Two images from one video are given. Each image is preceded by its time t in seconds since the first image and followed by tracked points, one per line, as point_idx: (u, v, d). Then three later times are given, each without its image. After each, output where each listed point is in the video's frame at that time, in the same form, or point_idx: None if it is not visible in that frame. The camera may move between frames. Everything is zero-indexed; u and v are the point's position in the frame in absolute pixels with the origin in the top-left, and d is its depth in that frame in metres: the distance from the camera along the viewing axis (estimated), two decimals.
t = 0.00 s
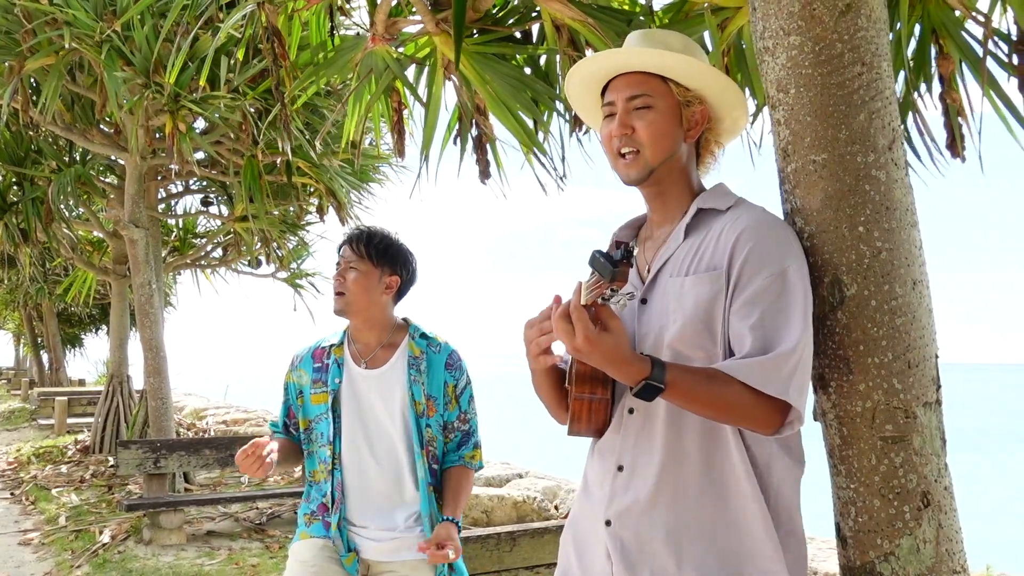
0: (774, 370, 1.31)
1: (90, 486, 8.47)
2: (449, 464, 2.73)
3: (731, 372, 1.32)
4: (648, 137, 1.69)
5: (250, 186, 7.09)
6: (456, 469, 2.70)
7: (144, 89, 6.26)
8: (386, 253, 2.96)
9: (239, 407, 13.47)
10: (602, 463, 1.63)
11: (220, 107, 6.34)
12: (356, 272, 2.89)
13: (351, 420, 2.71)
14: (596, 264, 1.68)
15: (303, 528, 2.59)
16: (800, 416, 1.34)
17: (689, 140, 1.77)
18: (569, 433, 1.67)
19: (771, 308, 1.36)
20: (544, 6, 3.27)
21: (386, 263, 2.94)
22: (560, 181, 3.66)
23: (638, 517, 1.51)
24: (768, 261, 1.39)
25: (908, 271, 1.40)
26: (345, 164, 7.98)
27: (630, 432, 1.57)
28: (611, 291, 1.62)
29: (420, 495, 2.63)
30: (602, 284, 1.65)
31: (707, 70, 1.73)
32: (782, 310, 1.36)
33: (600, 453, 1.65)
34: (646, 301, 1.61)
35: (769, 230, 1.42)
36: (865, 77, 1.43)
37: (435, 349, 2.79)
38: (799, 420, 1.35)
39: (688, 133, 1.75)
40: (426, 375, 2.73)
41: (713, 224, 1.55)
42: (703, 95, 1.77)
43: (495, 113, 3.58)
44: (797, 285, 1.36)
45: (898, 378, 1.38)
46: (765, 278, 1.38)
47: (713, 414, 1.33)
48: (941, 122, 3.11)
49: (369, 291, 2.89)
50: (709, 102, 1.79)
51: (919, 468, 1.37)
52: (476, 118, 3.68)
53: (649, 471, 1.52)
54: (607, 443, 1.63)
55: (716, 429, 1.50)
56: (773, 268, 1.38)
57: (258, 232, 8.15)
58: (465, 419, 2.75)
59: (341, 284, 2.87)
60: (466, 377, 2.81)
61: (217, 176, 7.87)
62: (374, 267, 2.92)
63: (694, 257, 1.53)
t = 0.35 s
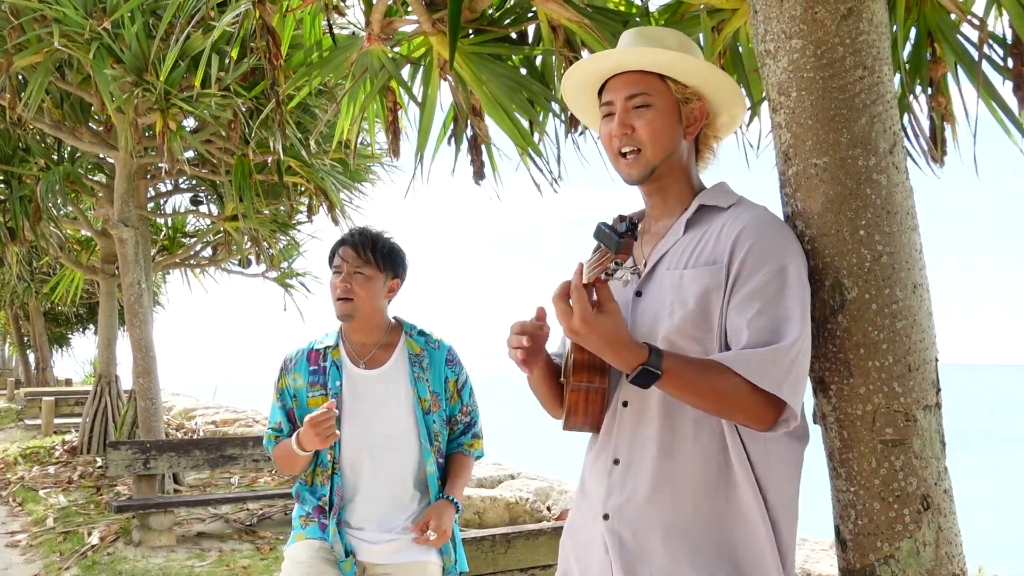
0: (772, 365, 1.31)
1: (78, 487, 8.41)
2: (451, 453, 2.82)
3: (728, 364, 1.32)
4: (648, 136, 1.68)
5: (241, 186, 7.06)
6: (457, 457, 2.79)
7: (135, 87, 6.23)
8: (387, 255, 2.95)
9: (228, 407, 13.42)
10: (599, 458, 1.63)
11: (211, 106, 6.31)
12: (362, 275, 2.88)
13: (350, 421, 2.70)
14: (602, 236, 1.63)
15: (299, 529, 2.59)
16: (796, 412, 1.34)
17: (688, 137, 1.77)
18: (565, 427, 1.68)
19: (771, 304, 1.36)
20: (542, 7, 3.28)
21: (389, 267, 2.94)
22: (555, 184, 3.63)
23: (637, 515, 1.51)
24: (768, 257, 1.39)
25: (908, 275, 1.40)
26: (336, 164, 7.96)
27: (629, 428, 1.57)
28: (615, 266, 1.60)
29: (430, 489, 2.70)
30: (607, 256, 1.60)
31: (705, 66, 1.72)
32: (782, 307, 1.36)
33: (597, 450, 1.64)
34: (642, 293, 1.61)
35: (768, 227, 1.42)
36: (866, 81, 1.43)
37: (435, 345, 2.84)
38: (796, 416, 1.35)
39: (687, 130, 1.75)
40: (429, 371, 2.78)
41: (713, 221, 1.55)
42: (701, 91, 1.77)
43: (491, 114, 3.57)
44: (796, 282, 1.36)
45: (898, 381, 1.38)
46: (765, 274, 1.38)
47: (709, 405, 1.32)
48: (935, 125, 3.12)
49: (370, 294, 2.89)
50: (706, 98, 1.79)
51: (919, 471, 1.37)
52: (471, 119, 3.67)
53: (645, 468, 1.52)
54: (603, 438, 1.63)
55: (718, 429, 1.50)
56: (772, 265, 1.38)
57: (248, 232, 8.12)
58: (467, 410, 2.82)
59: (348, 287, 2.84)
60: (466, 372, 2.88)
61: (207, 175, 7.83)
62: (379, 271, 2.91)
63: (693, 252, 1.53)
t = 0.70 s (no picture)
0: (775, 371, 1.32)
1: (66, 488, 8.36)
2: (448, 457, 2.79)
3: (732, 372, 1.33)
4: (641, 140, 1.70)
5: (232, 186, 7.04)
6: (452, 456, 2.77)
7: (127, 87, 6.20)
8: (391, 258, 2.97)
9: (218, 407, 13.36)
10: (604, 466, 1.63)
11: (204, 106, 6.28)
12: (369, 278, 2.89)
13: (348, 425, 2.71)
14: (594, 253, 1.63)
15: (295, 533, 2.56)
16: (803, 417, 1.34)
17: (685, 149, 1.77)
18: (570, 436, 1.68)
19: (774, 311, 1.37)
20: (538, 10, 3.31)
21: (392, 269, 2.97)
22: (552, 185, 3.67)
23: (640, 521, 1.51)
24: (769, 264, 1.41)
25: (908, 280, 1.42)
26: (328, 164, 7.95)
27: (632, 435, 1.58)
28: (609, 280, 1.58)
29: (425, 498, 2.66)
30: (599, 272, 1.58)
31: (707, 79, 1.73)
32: (784, 314, 1.37)
33: (602, 457, 1.65)
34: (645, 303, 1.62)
35: (770, 235, 1.44)
36: (867, 88, 1.44)
37: (434, 352, 2.84)
38: (802, 422, 1.35)
39: (684, 141, 1.76)
40: (428, 378, 2.78)
41: (714, 228, 1.57)
42: (702, 105, 1.78)
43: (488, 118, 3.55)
44: (797, 289, 1.37)
45: (898, 386, 1.40)
46: (767, 281, 1.39)
47: (714, 413, 1.33)
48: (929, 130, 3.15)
49: (374, 297, 2.91)
50: (708, 113, 1.79)
51: (918, 475, 1.39)
52: (467, 121, 3.68)
53: (649, 475, 1.53)
54: (608, 446, 1.64)
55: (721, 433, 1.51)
56: (773, 272, 1.39)
57: (239, 232, 8.09)
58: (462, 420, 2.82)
59: (355, 289, 2.85)
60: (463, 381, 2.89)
61: (198, 175, 7.80)
62: (384, 275, 2.93)
63: (695, 261, 1.54)
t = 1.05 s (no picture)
0: (777, 371, 1.33)
1: (52, 489, 8.29)
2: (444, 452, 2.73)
3: (734, 371, 1.34)
4: (637, 133, 1.72)
5: (221, 185, 7.00)
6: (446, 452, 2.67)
7: (115, 86, 6.17)
8: (379, 256, 2.96)
9: (204, 408, 13.28)
10: (603, 466, 1.64)
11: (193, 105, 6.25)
12: (357, 277, 2.88)
13: (339, 426, 2.71)
14: (609, 251, 1.68)
15: (290, 533, 2.57)
16: (804, 417, 1.36)
17: (682, 148, 1.78)
18: (568, 437, 1.69)
19: (774, 311, 1.38)
20: (532, 11, 3.31)
21: (381, 267, 2.95)
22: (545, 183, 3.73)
23: (638, 521, 1.51)
24: (770, 265, 1.42)
25: (904, 281, 1.43)
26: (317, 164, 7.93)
27: (631, 435, 1.59)
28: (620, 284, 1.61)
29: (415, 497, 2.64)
30: (613, 271, 1.67)
31: (705, 76, 1.74)
32: (783, 315, 1.38)
33: (601, 457, 1.66)
34: (643, 303, 1.62)
35: (770, 236, 1.45)
36: (864, 90, 1.46)
37: (424, 350, 2.81)
38: (803, 422, 1.37)
39: (681, 138, 1.77)
40: (416, 376, 2.75)
41: (713, 229, 1.58)
42: (702, 105, 1.79)
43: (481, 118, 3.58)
44: (798, 289, 1.38)
45: (894, 386, 1.41)
46: (767, 282, 1.40)
47: (717, 412, 1.34)
48: (919, 132, 3.17)
49: (364, 296, 2.90)
50: (707, 113, 1.80)
51: (913, 473, 1.41)
52: (461, 122, 3.68)
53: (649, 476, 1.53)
54: (606, 446, 1.65)
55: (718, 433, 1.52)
56: (774, 272, 1.40)
57: (227, 232, 8.05)
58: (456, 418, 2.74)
59: (344, 287, 2.83)
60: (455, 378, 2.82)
61: (186, 174, 7.76)
62: (373, 273, 2.92)
63: (695, 261, 1.55)
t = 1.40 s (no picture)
0: (774, 377, 1.34)
1: (35, 489, 8.21)
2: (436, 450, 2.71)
3: (731, 378, 1.35)
4: (633, 140, 1.72)
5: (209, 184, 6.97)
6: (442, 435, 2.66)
7: (103, 83, 6.13)
8: (361, 257, 2.93)
9: (189, 408, 13.18)
10: (598, 469, 1.65)
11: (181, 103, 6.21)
12: (337, 278, 2.85)
13: (329, 427, 2.70)
14: (602, 262, 1.64)
15: (279, 536, 2.57)
16: (800, 423, 1.37)
17: (678, 153, 1.78)
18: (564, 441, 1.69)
19: (771, 317, 1.40)
20: (526, 14, 3.31)
21: (363, 266, 2.92)
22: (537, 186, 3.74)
23: (633, 524, 1.53)
24: (767, 271, 1.43)
25: (899, 286, 1.45)
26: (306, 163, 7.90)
27: (627, 439, 1.60)
28: (614, 291, 1.62)
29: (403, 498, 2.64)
30: (605, 281, 1.62)
31: (699, 83, 1.75)
32: (780, 321, 1.39)
33: (596, 461, 1.67)
34: (640, 307, 1.63)
35: (767, 242, 1.46)
36: (860, 97, 1.47)
37: (415, 350, 2.81)
38: (800, 427, 1.38)
39: (677, 144, 1.77)
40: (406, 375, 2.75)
41: (710, 234, 1.59)
42: (697, 111, 1.80)
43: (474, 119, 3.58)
44: (794, 295, 1.40)
45: (889, 390, 1.43)
46: (764, 287, 1.41)
47: (715, 419, 1.35)
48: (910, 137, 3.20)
49: (348, 295, 2.87)
50: (703, 118, 1.80)
51: (907, 477, 1.42)
52: (455, 124, 3.69)
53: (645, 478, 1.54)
54: (602, 449, 1.66)
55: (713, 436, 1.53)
56: (770, 278, 1.42)
57: (214, 231, 8.01)
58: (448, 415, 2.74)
59: (324, 289, 2.81)
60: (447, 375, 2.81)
61: (173, 173, 7.71)
62: (354, 272, 2.89)
63: (693, 266, 1.56)
